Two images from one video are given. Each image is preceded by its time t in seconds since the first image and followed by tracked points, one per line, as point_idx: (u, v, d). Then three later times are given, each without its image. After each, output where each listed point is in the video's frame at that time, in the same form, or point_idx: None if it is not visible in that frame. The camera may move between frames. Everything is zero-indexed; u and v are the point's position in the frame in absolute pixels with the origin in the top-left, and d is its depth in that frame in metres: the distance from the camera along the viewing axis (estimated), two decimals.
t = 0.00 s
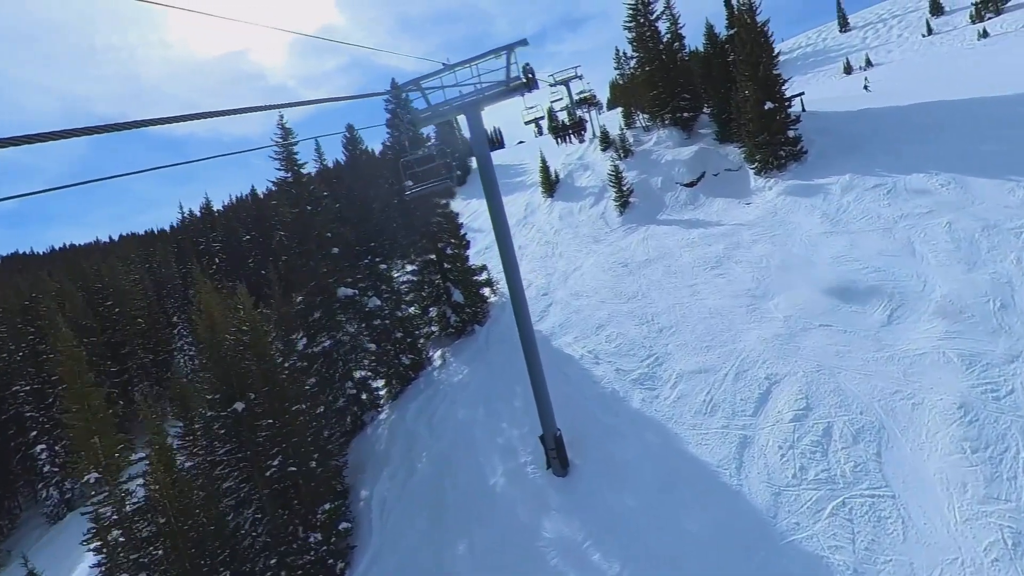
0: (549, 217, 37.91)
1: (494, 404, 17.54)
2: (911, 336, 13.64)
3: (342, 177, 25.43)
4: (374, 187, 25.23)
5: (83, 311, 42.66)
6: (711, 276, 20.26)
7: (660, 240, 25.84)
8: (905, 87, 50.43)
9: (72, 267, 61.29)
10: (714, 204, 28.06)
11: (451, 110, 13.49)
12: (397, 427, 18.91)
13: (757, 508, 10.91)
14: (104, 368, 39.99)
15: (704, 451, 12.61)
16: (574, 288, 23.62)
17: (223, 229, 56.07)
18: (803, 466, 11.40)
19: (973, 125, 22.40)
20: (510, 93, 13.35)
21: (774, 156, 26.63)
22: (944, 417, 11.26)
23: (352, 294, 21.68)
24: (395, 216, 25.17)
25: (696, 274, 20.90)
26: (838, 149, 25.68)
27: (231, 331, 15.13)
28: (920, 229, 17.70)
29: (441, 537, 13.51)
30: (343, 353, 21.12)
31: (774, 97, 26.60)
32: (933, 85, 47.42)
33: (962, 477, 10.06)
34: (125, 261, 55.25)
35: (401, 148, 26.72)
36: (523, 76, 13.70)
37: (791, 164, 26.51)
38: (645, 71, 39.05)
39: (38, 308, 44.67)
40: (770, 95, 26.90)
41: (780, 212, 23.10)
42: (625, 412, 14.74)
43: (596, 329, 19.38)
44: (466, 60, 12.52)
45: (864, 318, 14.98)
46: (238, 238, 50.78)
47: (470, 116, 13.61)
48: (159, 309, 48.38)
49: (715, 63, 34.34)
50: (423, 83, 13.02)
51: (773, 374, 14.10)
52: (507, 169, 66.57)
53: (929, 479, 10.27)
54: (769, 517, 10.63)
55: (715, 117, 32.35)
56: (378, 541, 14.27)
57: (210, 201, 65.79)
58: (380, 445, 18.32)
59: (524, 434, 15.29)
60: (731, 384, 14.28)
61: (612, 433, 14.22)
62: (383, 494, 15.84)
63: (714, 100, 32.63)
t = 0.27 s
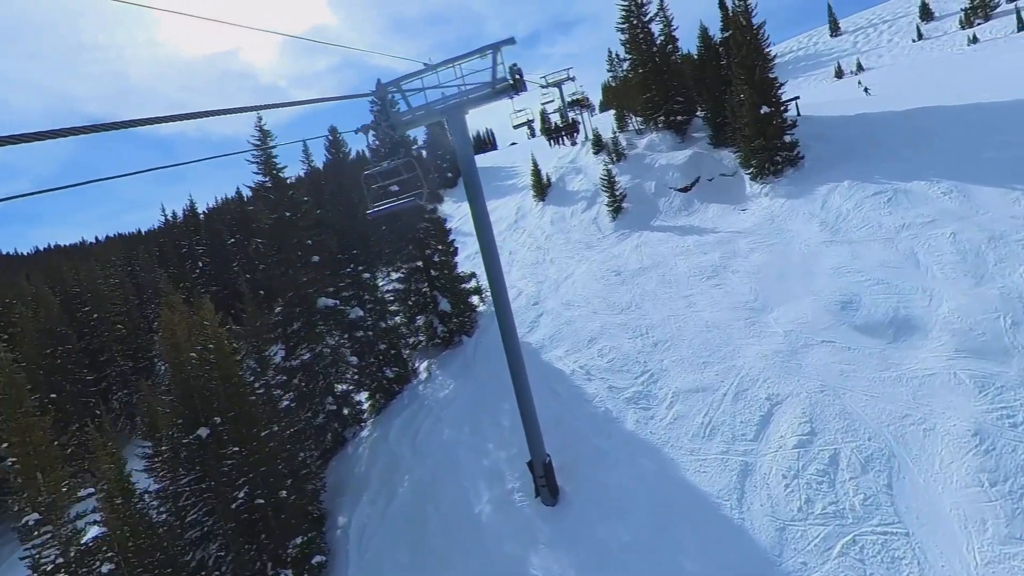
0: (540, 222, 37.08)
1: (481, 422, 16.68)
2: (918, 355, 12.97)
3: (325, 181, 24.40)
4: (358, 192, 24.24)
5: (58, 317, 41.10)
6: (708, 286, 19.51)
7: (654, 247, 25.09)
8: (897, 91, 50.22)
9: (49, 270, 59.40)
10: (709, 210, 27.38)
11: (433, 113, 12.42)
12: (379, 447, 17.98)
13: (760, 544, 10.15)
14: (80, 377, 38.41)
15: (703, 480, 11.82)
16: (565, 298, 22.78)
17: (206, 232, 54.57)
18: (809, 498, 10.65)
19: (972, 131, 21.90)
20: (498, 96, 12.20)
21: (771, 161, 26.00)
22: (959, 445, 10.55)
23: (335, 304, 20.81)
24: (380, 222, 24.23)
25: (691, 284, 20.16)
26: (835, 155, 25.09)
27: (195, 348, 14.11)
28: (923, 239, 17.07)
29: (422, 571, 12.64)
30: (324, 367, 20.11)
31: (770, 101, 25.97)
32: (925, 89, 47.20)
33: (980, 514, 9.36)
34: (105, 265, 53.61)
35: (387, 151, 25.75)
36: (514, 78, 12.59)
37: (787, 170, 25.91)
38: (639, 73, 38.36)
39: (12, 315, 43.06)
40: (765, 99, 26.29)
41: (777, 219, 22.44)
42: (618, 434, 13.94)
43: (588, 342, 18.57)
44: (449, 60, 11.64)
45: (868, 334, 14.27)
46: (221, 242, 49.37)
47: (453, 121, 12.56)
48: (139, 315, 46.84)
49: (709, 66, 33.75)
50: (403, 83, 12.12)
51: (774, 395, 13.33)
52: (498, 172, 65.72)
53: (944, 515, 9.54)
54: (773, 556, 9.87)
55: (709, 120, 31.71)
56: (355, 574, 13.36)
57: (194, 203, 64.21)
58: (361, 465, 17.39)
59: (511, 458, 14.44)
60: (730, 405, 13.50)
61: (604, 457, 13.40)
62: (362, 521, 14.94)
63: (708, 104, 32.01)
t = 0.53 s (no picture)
0: (531, 226, 36.22)
1: (466, 443, 15.76)
2: (928, 375, 12.24)
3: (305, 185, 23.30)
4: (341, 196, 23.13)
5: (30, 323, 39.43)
6: (704, 297, 18.72)
7: (647, 254, 24.29)
8: (890, 96, 50.00)
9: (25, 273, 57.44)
10: (704, 216, 26.67)
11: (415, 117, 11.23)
12: (358, 467, 17.01)
13: None
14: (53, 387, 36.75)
15: (702, 512, 11.00)
16: (556, 308, 21.91)
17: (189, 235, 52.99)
18: (817, 535, 9.85)
19: (973, 137, 21.35)
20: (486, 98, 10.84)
21: (767, 167, 25.33)
22: (977, 477, 9.80)
23: (315, 316, 19.52)
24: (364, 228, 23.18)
25: (686, 294, 19.38)
26: (832, 160, 24.46)
27: (156, 367, 13.08)
28: (927, 250, 16.42)
29: None
30: (302, 381, 19.07)
31: (766, 105, 25.31)
32: (918, 94, 46.97)
33: (1004, 556, 8.62)
34: (83, 268, 51.86)
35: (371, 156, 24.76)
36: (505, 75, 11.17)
37: (784, 176, 25.26)
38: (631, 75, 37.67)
39: None
40: (761, 102, 25.59)
41: (774, 227, 21.76)
42: (612, 458, 13.09)
43: (580, 355, 17.72)
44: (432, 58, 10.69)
45: (874, 350, 13.54)
46: (204, 245, 47.89)
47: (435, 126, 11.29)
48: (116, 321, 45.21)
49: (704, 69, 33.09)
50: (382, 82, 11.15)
51: (777, 417, 12.56)
52: (489, 174, 64.81)
53: (965, 557, 8.78)
54: None
55: (704, 124, 31.01)
56: None
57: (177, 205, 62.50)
58: (339, 488, 16.41)
59: (498, 484, 13.55)
60: (730, 428, 12.70)
61: (597, 484, 12.54)
62: (339, 551, 13.99)
63: (702, 107, 31.32)
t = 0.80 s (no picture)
0: (522, 230, 35.31)
1: (451, 466, 14.83)
2: (941, 398, 11.50)
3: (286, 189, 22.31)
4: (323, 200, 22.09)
5: None
6: (700, 308, 17.93)
7: (641, 261, 23.48)
8: (882, 100, 49.77)
9: None
10: (699, 222, 25.94)
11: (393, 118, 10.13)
12: (336, 491, 16.00)
13: None
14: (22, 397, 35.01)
15: (704, 550, 10.16)
16: (546, 317, 21.03)
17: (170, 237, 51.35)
18: None
19: (975, 143, 20.77)
20: (471, 98, 9.67)
21: (763, 171, 24.66)
22: (1001, 515, 9.05)
23: (292, 327, 18.72)
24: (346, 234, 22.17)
25: (682, 304, 18.57)
26: (831, 165, 23.82)
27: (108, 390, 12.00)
28: (932, 261, 15.75)
29: None
30: (277, 397, 17.99)
31: (763, 107, 24.59)
32: (911, 98, 46.74)
33: None
34: (58, 271, 50.03)
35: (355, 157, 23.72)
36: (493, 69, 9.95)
37: (780, 181, 24.59)
38: (624, 77, 36.92)
39: None
40: (757, 105, 24.86)
41: (772, 234, 21.03)
42: (605, 486, 12.22)
43: (571, 370, 16.85)
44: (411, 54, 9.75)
45: (882, 370, 12.79)
46: (185, 247, 46.38)
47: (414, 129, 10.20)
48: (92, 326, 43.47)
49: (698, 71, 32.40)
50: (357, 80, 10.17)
51: (781, 442, 11.78)
52: (480, 176, 63.83)
53: None
54: None
55: (698, 127, 30.30)
56: None
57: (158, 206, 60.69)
58: (315, 514, 15.40)
59: (483, 513, 12.65)
60: (731, 454, 11.91)
61: (589, 516, 11.65)
62: None
63: (697, 110, 30.61)
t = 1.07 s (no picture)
0: (513, 235, 34.34)
1: (434, 493, 13.88)
2: (958, 426, 10.75)
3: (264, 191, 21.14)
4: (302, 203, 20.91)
5: None
6: (698, 321, 17.08)
7: (635, 269, 22.62)
8: (875, 104, 49.46)
9: None
10: (694, 228, 25.15)
11: (366, 119, 8.99)
12: (312, 517, 14.98)
13: None
14: None
15: None
16: (536, 329, 20.10)
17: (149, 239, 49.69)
18: None
19: (978, 149, 20.16)
20: (454, 100, 8.48)
21: (761, 176, 23.92)
22: None
23: (266, 340, 17.38)
24: (327, 239, 21.05)
25: (678, 316, 17.74)
26: (829, 171, 23.14)
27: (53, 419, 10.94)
28: (940, 273, 15.04)
29: None
30: (251, 415, 16.91)
31: (760, 110, 23.83)
32: (904, 102, 46.45)
33: None
34: (32, 275, 48.27)
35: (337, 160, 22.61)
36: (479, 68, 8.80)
37: (778, 186, 23.87)
38: (617, 78, 36.10)
39: None
40: (754, 107, 24.04)
41: (771, 242, 20.26)
42: (599, 519, 11.31)
43: (563, 387, 15.94)
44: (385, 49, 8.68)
45: (893, 393, 12.04)
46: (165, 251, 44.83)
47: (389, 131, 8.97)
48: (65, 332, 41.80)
49: (693, 72, 31.63)
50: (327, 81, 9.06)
51: (787, 472, 10.96)
52: (471, 178, 62.83)
53: None
54: None
55: (693, 130, 29.52)
56: None
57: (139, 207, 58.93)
58: (288, 543, 14.37)
59: (468, 549, 11.71)
60: (733, 485, 11.07)
61: (581, 553, 10.74)
62: None
63: (692, 112, 29.83)
